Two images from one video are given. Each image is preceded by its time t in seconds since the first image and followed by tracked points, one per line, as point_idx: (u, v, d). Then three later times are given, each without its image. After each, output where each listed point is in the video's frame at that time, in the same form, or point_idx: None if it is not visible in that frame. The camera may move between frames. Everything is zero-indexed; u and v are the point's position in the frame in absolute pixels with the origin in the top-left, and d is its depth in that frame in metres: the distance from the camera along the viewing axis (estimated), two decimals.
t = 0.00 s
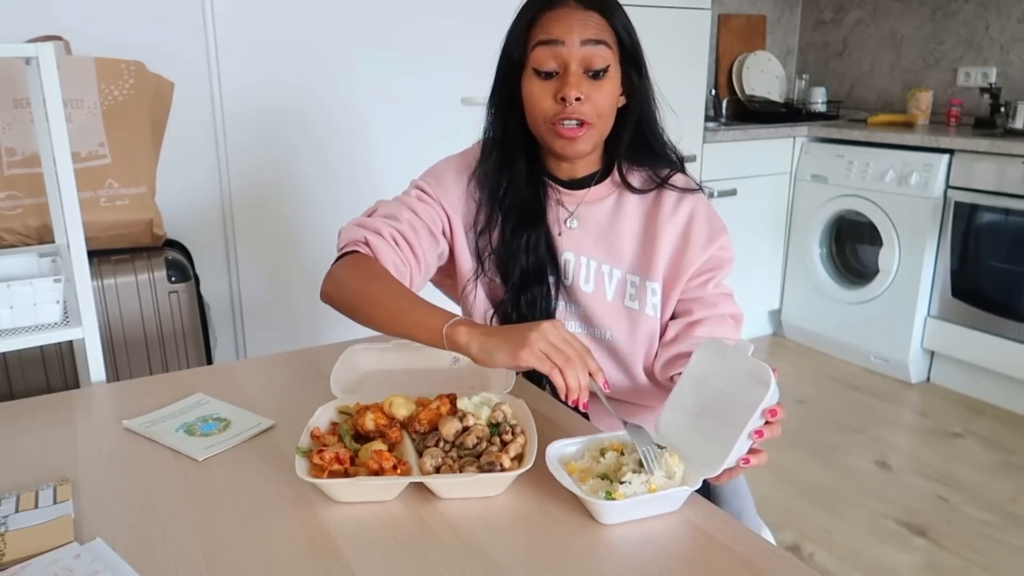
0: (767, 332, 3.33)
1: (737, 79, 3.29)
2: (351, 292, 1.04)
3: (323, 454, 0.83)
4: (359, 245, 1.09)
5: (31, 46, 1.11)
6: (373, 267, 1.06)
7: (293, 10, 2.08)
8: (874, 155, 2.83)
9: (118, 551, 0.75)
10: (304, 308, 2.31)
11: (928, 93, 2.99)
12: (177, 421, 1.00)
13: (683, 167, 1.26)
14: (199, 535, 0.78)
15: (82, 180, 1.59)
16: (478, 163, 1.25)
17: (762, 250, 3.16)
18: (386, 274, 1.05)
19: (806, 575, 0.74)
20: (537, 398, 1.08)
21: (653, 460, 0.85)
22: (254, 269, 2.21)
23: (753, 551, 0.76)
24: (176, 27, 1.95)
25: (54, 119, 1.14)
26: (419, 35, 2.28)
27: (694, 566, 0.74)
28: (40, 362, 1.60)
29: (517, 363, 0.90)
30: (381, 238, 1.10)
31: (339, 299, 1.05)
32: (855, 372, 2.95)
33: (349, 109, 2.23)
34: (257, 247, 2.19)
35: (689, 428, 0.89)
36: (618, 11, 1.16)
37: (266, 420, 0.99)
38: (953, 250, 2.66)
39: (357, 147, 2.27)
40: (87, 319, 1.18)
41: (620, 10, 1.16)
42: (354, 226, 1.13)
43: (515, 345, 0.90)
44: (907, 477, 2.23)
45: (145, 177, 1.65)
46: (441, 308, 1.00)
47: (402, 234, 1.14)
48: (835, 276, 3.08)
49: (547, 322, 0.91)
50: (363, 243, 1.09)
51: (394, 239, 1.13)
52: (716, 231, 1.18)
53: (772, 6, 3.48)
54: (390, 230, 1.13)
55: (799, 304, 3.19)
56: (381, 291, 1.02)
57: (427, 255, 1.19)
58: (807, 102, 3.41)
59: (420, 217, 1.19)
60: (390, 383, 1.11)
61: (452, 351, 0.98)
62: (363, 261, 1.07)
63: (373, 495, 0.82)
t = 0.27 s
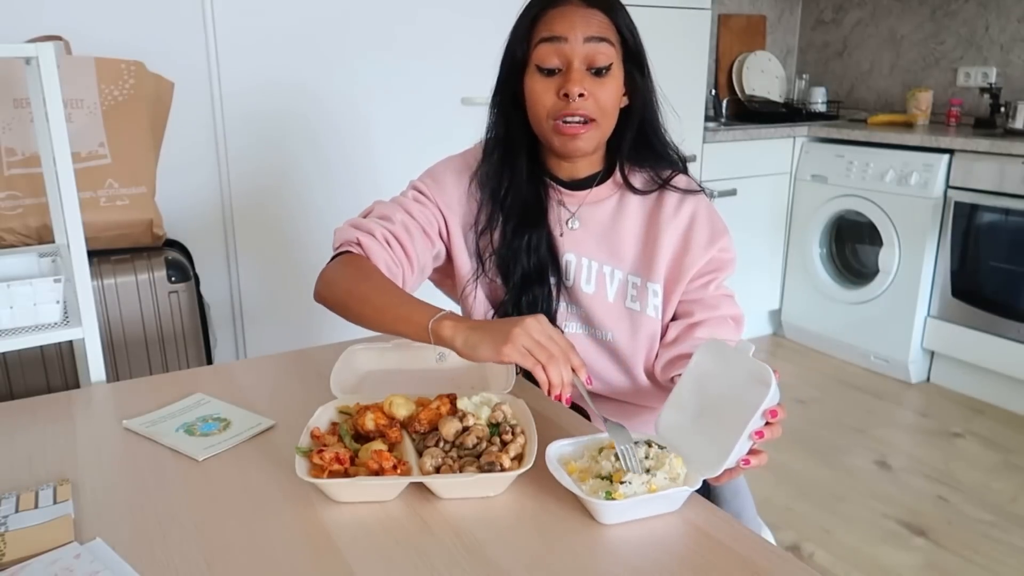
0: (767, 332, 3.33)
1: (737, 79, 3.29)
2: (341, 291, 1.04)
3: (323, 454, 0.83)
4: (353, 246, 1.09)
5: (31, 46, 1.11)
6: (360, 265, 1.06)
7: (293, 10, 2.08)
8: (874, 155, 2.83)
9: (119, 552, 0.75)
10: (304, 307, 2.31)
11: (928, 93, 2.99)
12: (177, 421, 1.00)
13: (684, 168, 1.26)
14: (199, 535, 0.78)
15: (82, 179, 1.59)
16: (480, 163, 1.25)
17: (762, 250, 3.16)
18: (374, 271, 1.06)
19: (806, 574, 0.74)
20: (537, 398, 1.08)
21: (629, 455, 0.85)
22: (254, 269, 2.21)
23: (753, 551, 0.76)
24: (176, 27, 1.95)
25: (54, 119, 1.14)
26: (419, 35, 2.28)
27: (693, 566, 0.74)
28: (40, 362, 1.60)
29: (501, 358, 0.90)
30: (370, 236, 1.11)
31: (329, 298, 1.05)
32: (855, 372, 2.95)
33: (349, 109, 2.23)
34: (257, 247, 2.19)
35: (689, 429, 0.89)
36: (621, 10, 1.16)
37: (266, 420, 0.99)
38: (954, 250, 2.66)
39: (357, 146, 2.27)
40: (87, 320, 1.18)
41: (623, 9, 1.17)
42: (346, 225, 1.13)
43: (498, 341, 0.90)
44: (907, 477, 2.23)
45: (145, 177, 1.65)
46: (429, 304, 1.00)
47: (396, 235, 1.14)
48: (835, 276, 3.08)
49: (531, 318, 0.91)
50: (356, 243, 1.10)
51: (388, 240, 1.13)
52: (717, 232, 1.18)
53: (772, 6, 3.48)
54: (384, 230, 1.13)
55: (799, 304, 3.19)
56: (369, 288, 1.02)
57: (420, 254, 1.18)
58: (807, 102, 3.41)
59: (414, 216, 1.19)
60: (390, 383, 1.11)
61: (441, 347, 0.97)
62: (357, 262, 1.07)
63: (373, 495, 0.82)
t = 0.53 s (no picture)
0: (767, 332, 3.33)
1: (737, 79, 3.29)
2: (338, 289, 1.04)
3: (323, 454, 0.83)
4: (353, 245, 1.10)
5: (31, 46, 1.11)
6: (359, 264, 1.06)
7: (293, 10, 2.08)
8: (874, 155, 2.83)
9: (119, 552, 0.75)
10: (303, 308, 2.31)
11: (928, 93, 2.99)
12: (177, 421, 1.00)
13: (685, 169, 1.26)
14: (199, 535, 0.78)
15: (82, 180, 1.59)
16: (482, 163, 1.25)
17: (762, 250, 3.16)
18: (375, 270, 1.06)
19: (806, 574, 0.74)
20: (536, 398, 1.08)
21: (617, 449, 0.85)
22: (254, 269, 2.21)
23: (752, 551, 0.76)
24: (176, 27, 1.95)
25: (54, 119, 1.14)
26: (419, 35, 2.28)
27: (693, 566, 0.74)
28: (40, 362, 1.60)
29: (494, 350, 0.90)
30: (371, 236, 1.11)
31: (329, 296, 1.05)
32: (855, 372, 2.95)
33: (349, 109, 2.23)
34: (257, 247, 2.19)
35: (688, 427, 0.90)
36: (622, 9, 1.16)
37: (266, 420, 0.99)
38: (954, 250, 2.66)
39: (357, 146, 2.27)
40: (87, 320, 1.18)
41: (624, 8, 1.16)
42: (346, 226, 1.13)
43: (491, 334, 0.91)
44: (907, 477, 2.23)
45: (145, 177, 1.65)
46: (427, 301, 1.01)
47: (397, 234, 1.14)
48: (835, 276, 3.08)
49: (522, 306, 0.92)
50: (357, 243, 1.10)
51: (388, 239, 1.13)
52: (718, 232, 1.18)
53: (772, 6, 3.48)
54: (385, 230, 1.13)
55: (799, 304, 3.19)
56: (369, 287, 1.03)
57: (422, 254, 1.18)
58: (807, 102, 3.41)
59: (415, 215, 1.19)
60: (390, 384, 1.11)
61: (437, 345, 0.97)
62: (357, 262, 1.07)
63: (373, 495, 0.82)
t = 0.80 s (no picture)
0: (767, 332, 3.33)
1: (737, 79, 3.29)
2: (342, 290, 1.04)
3: (323, 454, 0.83)
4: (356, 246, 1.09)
5: (31, 46, 1.11)
6: (363, 267, 1.06)
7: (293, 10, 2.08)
8: (874, 155, 2.83)
9: (119, 552, 0.75)
10: (303, 308, 2.31)
11: (928, 93, 2.99)
12: (177, 421, 1.00)
13: (684, 169, 1.26)
14: (199, 535, 0.78)
15: (82, 180, 1.59)
16: (482, 163, 1.25)
17: (762, 250, 3.16)
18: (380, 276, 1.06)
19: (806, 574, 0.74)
20: (536, 398, 1.08)
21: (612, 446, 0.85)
22: (254, 269, 2.21)
23: (752, 551, 0.76)
24: (176, 27, 1.95)
25: (54, 119, 1.14)
26: (420, 35, 2.28)
27: (693, 566, 0.74)
28: (40, 361, 1.60)
29: (492, 366, 0.91)
30: (376, 237, 1.11)
31: (331, 298, 1.05)
32: (855, 372, 2.95)
33: (348, 109, 2.23)
34: (257, 247, 2.19)
35: (688, 427, 0.90)
36: (620, 8, 1.16)
37: (266, 420, 0.99)
38: (953, 250, 2.66)
39: (357, 146, 2.27)
40: (87, 320, 1.18)
41: (622, 7, 1.17)
42: (349, 226, 1.13)
43: (491, 349, 0.91)
44: (907, 477, 2.23)
45: (145, 177, 1.65)
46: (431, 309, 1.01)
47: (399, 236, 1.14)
48: (835, 276, 3.08)
49: (523, 323, 0.92)
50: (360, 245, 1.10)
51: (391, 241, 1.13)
52: (717, 232, 1.18)
53: (772, 6, 3.48)
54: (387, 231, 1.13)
55: (799, 304, 3.19)
56: (372, 289, 1.03)
57: (426, 255, 1.18)
58: (807, 102, 3.41)
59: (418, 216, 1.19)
60: (390, 384, 1.11)
61: (438, 354, 0.98)
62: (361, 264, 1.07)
63: (373, 495, 0.82)
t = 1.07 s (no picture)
0: (767, 332, 3.33)
1: (737, 79, 3.29)
2: (333, 290, 1.04)
3: (323, 454, 0.83)
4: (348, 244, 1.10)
5: (31, 46, 1.11)
6: (355, 264, 1.06)
7: (294, 10, 2.08)
8: (874, 155, 2.83)
9: (119, 552, 0.75)
10: (304, 308, 2.31)
11: (928, 93, 2.99)
12: (177, 421, 1.00)
13: (685, 169, 1.26)
14: (199, 535, 0.78)
15: (82, 180, 1.59)
16: (482, 163, 1.25)
17: (762, 250, 3.16)
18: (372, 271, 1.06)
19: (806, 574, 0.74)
20: (536, 398, 1.08)
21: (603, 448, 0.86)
22: (254, 269, 2.21)
23: (753, 551, 0.76)
24: (176, 27, 1.95)
25: (54, 120, 1.14)
26: (420, 36, 2.28)
27: (693, 566, 0.74)
28: (40, 362, 1.60)
29: (487, 355, 0.91)
30: (367, 236, 1.11)
31: (323, 295, 1.05)
32: (855, 372, 2.95)
33: (349, 109, 2.23)
34: (257, 247, 2.19)
35: (686, 427, 0.90)
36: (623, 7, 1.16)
37: (266, 421, 0.99)
38: (954, 250, 2.66)
39: (357, 146, 2.27)
40: (87, 320, 1.18)
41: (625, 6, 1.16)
42: (342, 225, 1.13)
43: (483, 339, 0.91)
44: (907, 477, 2.23)
45: (145, 177, 1.65)
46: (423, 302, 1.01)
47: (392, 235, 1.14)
48: (835, 276, 3.08)
49: (517, 314, 0.92)
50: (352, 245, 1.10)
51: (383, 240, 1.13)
52: (717, 234, 1.18)
53: (772, 6, 3.48)
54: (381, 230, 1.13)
55: (799, 304, 3.19)
56: (364, 286, 1.03)
57: (418, 255, 1.18)
58: (807, 102, 3.41)
59: (411, 216, 1.19)
60: (390, 385, 1.11)
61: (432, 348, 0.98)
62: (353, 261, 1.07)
63: (373, 495, 0.82)
